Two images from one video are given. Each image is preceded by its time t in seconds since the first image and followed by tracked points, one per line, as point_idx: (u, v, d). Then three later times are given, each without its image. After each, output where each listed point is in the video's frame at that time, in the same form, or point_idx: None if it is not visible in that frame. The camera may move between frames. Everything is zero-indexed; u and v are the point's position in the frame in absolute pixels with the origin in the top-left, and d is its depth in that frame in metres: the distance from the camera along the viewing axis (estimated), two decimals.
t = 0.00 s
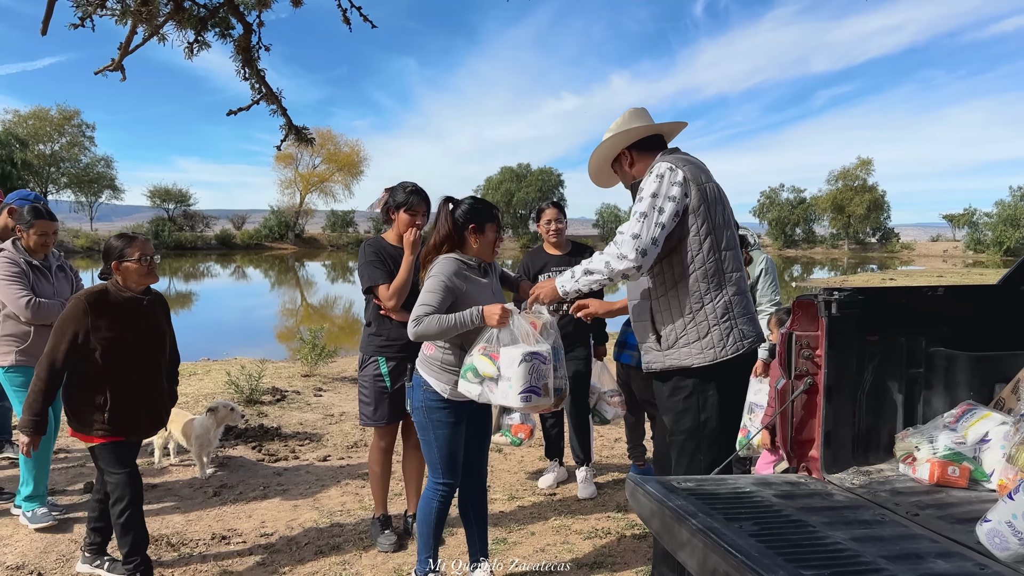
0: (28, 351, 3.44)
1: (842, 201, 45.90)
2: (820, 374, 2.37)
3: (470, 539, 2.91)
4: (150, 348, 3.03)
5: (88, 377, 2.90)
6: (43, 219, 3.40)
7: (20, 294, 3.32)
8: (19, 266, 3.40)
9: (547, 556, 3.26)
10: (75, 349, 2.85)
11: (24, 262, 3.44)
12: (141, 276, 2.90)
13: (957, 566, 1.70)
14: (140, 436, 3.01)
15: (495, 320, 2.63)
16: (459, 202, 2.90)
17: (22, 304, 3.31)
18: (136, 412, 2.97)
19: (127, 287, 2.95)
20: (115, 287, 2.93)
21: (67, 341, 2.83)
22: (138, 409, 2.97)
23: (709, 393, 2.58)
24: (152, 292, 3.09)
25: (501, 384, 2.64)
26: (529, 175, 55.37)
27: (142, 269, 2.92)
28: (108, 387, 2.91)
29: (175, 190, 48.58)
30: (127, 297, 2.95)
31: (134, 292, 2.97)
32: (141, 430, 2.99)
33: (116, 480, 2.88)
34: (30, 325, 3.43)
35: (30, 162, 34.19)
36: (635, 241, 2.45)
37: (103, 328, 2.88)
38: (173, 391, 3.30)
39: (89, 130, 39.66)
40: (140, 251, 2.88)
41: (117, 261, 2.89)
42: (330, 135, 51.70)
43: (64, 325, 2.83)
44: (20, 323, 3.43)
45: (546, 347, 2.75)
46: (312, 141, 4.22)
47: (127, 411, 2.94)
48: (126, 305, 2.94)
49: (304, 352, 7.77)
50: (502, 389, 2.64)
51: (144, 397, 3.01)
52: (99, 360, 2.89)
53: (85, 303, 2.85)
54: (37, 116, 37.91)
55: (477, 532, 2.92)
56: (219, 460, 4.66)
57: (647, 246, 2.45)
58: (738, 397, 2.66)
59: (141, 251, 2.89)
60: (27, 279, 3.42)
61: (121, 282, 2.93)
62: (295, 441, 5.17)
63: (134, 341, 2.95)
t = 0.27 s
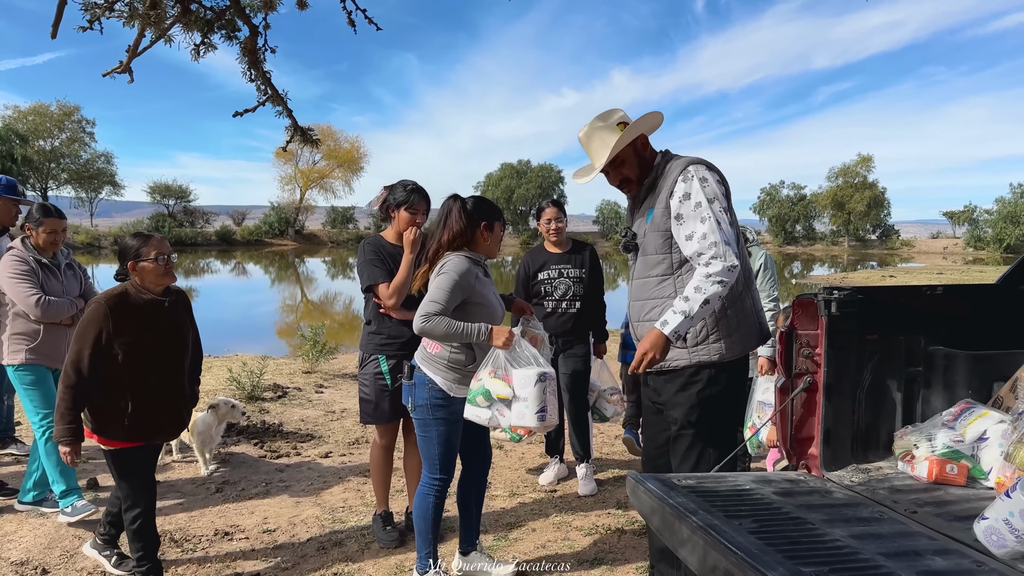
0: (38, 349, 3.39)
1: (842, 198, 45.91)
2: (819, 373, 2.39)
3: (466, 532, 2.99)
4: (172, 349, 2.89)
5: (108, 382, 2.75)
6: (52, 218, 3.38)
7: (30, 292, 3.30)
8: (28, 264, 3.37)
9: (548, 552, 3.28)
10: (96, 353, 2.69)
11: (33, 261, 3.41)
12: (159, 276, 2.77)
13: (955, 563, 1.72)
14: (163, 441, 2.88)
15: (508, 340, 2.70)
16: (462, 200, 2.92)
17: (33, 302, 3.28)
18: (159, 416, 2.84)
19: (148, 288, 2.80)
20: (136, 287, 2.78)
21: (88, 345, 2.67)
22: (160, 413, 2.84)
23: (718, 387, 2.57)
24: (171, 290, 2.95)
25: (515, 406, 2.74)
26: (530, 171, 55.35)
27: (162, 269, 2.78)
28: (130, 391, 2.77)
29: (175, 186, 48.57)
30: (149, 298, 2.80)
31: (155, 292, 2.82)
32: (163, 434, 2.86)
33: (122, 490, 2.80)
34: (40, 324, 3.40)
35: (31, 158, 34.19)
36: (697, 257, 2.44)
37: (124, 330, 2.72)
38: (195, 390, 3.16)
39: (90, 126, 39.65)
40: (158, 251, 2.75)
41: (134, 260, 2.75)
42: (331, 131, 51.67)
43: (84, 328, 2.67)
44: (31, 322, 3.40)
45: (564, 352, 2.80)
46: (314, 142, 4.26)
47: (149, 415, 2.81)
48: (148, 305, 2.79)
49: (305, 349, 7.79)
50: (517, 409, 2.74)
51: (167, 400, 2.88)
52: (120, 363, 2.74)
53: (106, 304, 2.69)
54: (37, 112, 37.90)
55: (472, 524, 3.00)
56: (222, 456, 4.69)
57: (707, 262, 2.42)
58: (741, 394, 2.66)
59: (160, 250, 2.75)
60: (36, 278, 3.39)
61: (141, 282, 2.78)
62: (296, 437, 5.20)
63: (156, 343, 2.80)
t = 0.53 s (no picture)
0: (51, 351, 3.33)
1: (837, 195, 46.02)
2: (820, 371, 2.42)
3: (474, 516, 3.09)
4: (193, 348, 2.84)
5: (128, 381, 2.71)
6: (56, 216, 3.35)
7: (42, 293, 3.27)
8: (38, 265, 3.34)
9: (548, 549, 3.31)
10: (117, 352, 2.64)
11: (42, 261, 3.37)
12: (179, 276, 2.73)
13: (955, 560, 1.74)
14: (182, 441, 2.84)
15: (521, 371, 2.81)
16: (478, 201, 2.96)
17: (45, 303, 3.26)
18: (180, 416, 2.80)
19: (169, 287, 2.76)
20: (156, 285, 2.73)
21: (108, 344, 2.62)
22: (180, 413, 2.80)
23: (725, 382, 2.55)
24: (193, 289, 2.90)
25: (531, 436, 3.07)
26: (525, 168, 55.34)
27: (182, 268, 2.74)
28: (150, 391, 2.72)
29: (169, 182, 48.42)
30: (170, 296, 2.75)
31: (177, 291, 2.77)
32: (183, 435, 2.82)
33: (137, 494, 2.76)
34: (53, 325, 3.34)
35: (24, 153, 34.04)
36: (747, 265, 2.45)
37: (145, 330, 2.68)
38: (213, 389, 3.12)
39: (84, 121, 39.48)
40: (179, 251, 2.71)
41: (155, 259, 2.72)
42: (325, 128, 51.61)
43: (104, 326, 2.62)
44: (43, 323, 3.32)
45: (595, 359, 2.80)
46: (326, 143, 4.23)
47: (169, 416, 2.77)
48: (168, 304, 2.74)
49: (303, 346, 7.80)
50: (533, 439, 3.07)
51: (188, 400, 2.84)
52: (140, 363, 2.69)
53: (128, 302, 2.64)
54: (31, 107, 37.73)
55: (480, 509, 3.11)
56: (222, 454, 4.70)
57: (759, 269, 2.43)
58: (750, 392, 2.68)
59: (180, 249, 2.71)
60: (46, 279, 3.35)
61: (162, 280, 2.74)
62: (296, 434, 5.21)
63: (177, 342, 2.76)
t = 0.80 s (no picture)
0: (56, 351, 3.29)
1: (823, 192, 46.32)
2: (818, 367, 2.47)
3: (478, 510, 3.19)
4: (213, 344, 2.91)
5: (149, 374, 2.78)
6: (58, 212, 3.32)
7: (44, 292, 3.22)
8: (40, 264, 3.29)
9: (547, 543, 3.35)
10: (137, 345, 2.73)
11: (43, 260, 3.32)
12: (197, 272, 2.81)
13: (951, 549, 1.80)
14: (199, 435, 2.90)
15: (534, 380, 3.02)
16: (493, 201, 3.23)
17: (47, 303, 3.21)
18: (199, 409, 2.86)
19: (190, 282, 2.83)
20: (178, 281, 2.83)
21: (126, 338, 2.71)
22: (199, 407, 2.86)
23: (739, 388, 2.63)
24: (217, 286, 2.98)
25: (548, 443, 3.01)
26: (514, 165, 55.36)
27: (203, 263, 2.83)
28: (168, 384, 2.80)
29: (156, 177, 48.10)
30: (190, 291, 2.84)
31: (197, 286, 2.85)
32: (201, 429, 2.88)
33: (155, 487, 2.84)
34: (57, 324, 3.29)
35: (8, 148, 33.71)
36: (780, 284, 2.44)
37: (164, 324, 2.77)
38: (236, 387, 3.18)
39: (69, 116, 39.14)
40: (198, 247, 2.78)
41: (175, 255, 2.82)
42: (313, 123, 51.42)
43: (123, 321, 2.71)
44: (47, 322, 3.29)
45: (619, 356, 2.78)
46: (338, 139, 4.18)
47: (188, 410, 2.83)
48: (187, 299, 2.82)
49: (296, 342, 7.82)
50: (548, 446, 3.01)
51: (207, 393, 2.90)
52: (160, 357, 2.77)
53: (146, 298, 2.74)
54: (15, 101, 37.37)
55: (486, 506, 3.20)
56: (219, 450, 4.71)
57: (794, 292, 2.37)
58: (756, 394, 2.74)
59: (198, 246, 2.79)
60: (49, 278, 3.31)
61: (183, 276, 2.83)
62: (292, 431, 5.23)
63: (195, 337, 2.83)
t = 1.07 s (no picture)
0: (50, 351, 3.30)
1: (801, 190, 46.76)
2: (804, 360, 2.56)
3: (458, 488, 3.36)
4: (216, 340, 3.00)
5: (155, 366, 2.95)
6: (52, 210, 3.26)
7: (36, 294, 3.22)
8: (32, 264, 3.27)
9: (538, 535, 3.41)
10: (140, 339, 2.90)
11: (37, 260, 3.30)
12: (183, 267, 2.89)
13: (935, 535, 1.88)
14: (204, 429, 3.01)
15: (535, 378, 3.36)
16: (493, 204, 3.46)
17: (39, 305, 3.20)
18: (201, 404, 2.98)
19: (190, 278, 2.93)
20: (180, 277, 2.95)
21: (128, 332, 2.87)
22: (202, 401, 2.98)
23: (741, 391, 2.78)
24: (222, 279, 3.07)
25: (547, 438, 3.36)
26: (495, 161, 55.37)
27: (194, 259, 2.88)
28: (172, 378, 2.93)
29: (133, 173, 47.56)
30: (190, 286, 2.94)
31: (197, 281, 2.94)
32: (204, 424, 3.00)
33: (161, 476, 2.96)
34: (49, 325, 3.29)
35: None
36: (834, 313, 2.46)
37: (166, 320, 2.89)
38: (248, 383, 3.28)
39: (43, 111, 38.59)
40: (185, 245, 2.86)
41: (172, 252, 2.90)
42: (293, 119, 51.10)
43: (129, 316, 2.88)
44: (40, 322, 3.28)
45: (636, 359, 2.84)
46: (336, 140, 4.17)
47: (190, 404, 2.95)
48: (188, 295, 2.93)
49: (281, 339, 7.82)
50: (548, 441, 3.37)
51: (211, 387, 3.02)
52: (164, 349, 2.92)
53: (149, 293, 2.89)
54: None
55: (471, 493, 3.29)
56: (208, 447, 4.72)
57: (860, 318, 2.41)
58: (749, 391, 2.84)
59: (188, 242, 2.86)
60: (42, 279, 3.30)
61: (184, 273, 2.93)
62: (280, 427, 5.25)
63: (196, 333, 2.94)
